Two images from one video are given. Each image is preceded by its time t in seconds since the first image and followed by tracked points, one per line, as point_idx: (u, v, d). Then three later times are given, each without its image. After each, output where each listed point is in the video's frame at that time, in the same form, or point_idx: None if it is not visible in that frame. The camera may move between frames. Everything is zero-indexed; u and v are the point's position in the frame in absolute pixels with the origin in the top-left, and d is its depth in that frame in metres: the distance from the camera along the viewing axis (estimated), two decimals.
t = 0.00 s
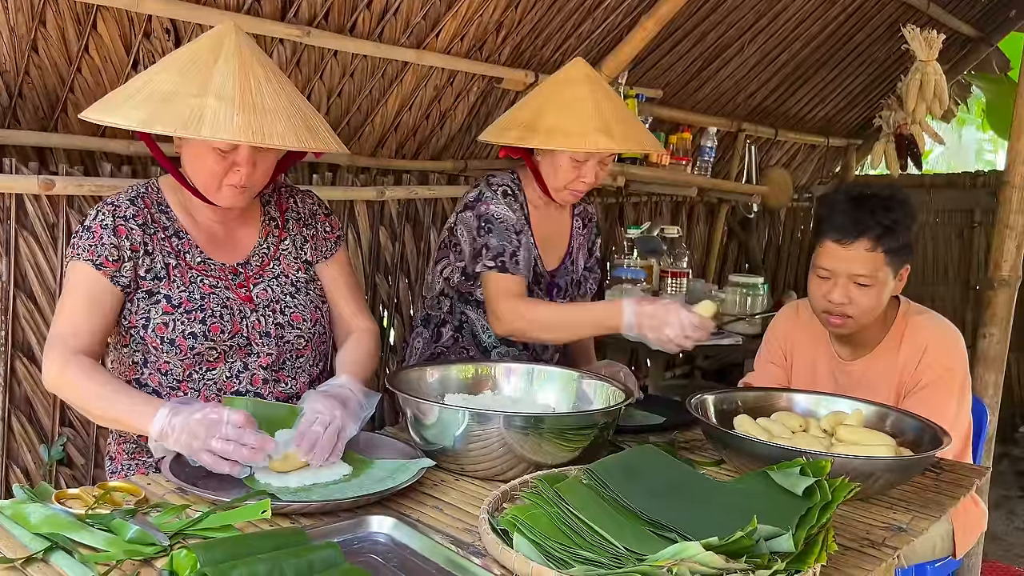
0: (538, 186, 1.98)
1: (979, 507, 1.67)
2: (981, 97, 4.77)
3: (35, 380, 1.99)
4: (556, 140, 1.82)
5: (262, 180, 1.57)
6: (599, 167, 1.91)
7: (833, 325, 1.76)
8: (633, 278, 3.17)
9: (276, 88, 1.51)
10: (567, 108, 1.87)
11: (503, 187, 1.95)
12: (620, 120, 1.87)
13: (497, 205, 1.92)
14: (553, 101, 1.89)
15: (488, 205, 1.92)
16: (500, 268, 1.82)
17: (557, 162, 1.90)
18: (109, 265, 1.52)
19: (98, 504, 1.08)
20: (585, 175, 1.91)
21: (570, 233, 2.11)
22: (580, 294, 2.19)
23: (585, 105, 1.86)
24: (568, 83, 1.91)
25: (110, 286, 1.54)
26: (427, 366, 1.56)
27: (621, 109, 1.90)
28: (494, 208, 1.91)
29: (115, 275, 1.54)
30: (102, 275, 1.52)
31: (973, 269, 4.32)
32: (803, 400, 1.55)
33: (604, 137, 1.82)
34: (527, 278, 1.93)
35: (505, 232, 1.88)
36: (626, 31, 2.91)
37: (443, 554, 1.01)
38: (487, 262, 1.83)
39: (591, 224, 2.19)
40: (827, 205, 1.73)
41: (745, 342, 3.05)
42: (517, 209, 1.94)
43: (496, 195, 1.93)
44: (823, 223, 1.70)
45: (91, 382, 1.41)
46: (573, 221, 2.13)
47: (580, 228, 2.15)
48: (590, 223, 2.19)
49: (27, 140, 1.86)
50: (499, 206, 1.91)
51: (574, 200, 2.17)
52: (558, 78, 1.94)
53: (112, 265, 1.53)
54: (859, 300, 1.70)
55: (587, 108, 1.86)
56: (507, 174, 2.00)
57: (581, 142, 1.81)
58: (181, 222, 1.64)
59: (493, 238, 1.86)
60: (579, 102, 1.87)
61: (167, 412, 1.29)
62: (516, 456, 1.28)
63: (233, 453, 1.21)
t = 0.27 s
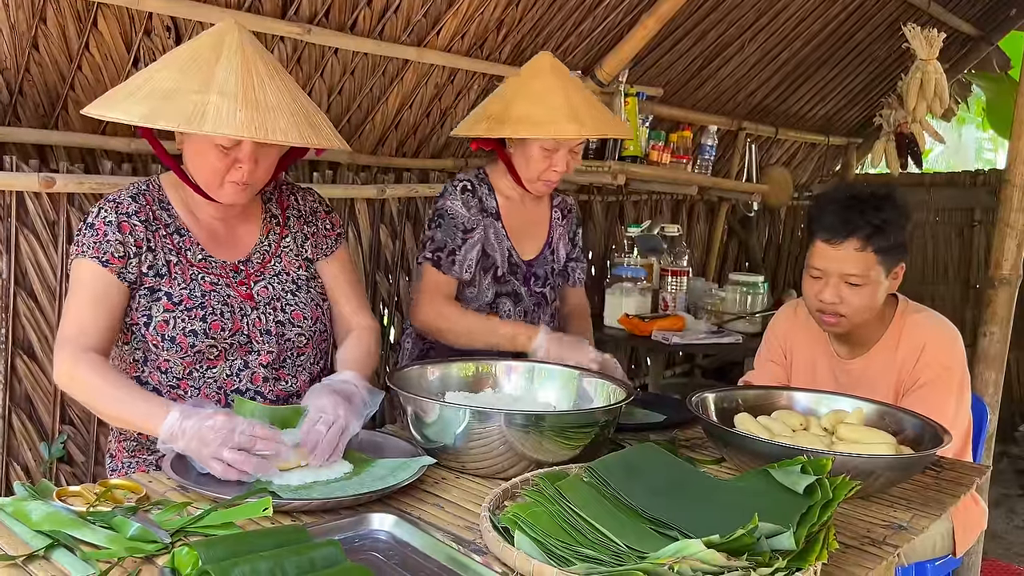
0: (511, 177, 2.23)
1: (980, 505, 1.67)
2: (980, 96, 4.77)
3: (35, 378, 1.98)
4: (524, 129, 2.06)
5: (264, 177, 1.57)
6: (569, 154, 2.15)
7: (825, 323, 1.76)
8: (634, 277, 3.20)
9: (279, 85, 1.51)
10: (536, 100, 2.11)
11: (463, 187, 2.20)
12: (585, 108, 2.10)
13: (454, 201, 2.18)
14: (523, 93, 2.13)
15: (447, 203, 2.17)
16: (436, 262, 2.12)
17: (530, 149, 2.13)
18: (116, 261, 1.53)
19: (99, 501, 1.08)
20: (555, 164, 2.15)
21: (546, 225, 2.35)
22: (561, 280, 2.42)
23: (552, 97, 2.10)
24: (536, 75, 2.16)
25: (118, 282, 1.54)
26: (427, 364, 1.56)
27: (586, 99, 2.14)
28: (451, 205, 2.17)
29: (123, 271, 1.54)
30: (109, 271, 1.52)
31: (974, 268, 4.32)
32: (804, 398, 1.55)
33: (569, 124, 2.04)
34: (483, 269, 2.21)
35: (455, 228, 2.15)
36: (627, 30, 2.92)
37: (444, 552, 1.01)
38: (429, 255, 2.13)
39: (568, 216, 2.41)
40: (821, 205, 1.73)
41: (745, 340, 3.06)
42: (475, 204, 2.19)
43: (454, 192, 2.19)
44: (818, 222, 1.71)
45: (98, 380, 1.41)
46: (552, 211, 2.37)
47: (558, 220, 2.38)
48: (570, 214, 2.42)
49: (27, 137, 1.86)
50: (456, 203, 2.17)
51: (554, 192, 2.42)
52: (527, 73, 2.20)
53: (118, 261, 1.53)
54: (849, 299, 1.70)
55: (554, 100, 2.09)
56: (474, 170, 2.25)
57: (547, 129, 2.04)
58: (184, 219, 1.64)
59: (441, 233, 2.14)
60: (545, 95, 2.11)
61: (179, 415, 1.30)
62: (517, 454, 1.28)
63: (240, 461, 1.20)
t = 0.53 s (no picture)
0: (493, 175, 2.24)
1: (979, 505, 1.67)
2: (979, 95, 4.78)
3: (34, 376, 1.98)
4: (502, 128, 2.08)
5: (264, 177, 1.57)
6: (551, 150, 2.16)
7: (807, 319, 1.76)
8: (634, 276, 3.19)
9: (279, 86, 1.51)
10: (515, 98, 2.13)
11: (447, 187, 2.20)
12: (564, 104, 2.12)
13: (440, 203, 2.18)
14: (502, 91, 2.15)
15: (432, 206, 2.18)
16: (428, 266, 2.14)
17: (511, 148, 2.15)
18: (115, 261, 1.53)
19: (99, 500, 1.08)
20: (537, 161, 2.16)
21: (534, 220, 2.35)
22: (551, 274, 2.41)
23: (529, 95, 2.12)
24: (514, 73, 2.18)
25: (117, 281, 1.54)
26: (427, 363, 1.56)
27: (565, 94, 2.16)
28: (437, 207, 2.18)
29: (122, 271, 1.54)
30: (108, 271, 1.52)
31: (973, 267, 4.32)
32: (803, 398, 1.55)
33: (548, 121, 2.07)
34: (473, 268, 2.21)
35: (443, 230, 2.17)
36: (626, 29, 2.92)
37: (444, 552, 1.01)
38: (418, 259, 2.15)
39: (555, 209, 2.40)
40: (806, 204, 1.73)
41: (744, 339, 3.06)
42: (460, 205, 2.20)
43: (439, 194, 2.20)
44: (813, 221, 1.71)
45: (99, 380, 1.40)
46: (538, 207, 2.36)
47: (546, 214, 2.38)
48: (557, 208, 2.41)
49: (26, 136, 1.86)
50: (439, 205, 2.17)
51: (538, 187, 2.41)
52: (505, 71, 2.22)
53: (117, 260, 1.53)
54: (821, 297, 1.71)
55: (532, 98, 2.12)
56: (458, 171, 2.26)
57: (526, 127, 2.06)
58: (182, 219, 1.64)
59: (429, 236, 2.16)
60: (523, 93, 2.13)
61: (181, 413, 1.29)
62: (516, 453, 1.28)
63: (240, 463, 1.20)
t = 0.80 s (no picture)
0: (489, 174, 2.24)
1: (976, 503, 1.68)
2: (977, 94, 4.78)
3: (33, 375, 1.98)
4: (495, 128, 2.08)
5: (271, 179, 1.57)
6: (545, 149, 2.16)
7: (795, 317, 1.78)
8: (631, 274, 3.22)
9: (289, 90, 1.51)
10: (508, 98, 2.13)
11: (443, 187, 2.21)
12: (557, 104, 2.13)
13: (437, 203, 2.19)
14: (495, 91, 2.15)
15: (429, 206, 2.19)
16: (428, 266, 2.15)
17: (505, 148, 2.15)
18: (113, 261, 1.52)
19: (97, 498, 1.08)
20: (531, 160, 2.16)
21: (530, 218, 2.34)
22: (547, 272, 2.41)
23: (522, 96, 2.13)
24: (508, 72, 2.19)
25: (114, 282, 1.54)
26: (425, 361, 1.56)
27: (558, 94, 2.17)
28: (433, 207, 2.18)
29: (120, 272, 1.54)
30: (106, 271, 1.52)
31: (971, 266, 4.33)
32: (802, 396, 1.55)
33: (541, 121, 2.07)
34: (470, 267, 2.21)
35: (440, 229, 2.17)
36: (625, 27, 2.92)
37: (442, 549, 1.01)
38: (418, 259, 2.15)
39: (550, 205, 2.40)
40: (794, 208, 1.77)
41: (743, 338, 3.06)
42: (456, 204, 2.20)
43: (435, 193, 2.20)
44: (808, 220, 1.71)
45: (96, 379, 1.41)
46: (533, 204, 2.36)
47: (541, 211, 2.38)
48: (552, 205, 2.40)
49: (25, 134, 1.86)
50: (436, 206, 2.18)
51: (533, 184, 2.41)
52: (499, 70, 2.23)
53: (116, 260, 1.53)
54: (807, 297, 1.72)
55: (524, 98, 2.13)
56: (453, 170, 2.26)
57: (519, 127, 2.06)
58: (185, 219, 1.64)
59: (427, 236, 2.16)
60: (516, 93, 2.14)
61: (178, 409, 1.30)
62: (515, 451, 1.29)
63: (237, 458, 1.20)
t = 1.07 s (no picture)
0: (486, 173, 2.23)
1: (973, 502, 1.68)
2: (975, 93, 4.78)
3: (29, 374, 1.98)
4: (492, 129, 2.08)
5: (279, 184, 1.57)
6: (542, 150, 2.17)
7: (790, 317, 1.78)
8: (630, 273, 3.24)
9: (304, 98, 1.51)
10: (505, 98, 2.13)
11: (438, 187, 2.21)
12: (553, 104, 2.13)
13: (431, 204, 2.19)
14: (492, 91, 2.15)
15: (423, 206, 2.19)
16: (419, 266, 2.14)
17: (504, 148, 2.15)
18: (116, 261, 1.52)
19: (94, 499, 1.08)
20: (528, 160, 2.16)
21: (528, 218, 2.34)
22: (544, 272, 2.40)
23: (519, 95, 2.13)
24: (506, 72, 2.19)
25: (117, 282, 1.53)
26: (423, 360, 1.55)
27: (554, 93, 2.17)
28: (427, 207, 2.18)
29: (122, 272, 1.53)
30: (108, 271, 1.51)
31: (969, 265, 4.33)
32: (799, 396, 1.55)
33: (537, 122, 2.07)
34: (465, 268, 2.21)
35: (433, 230, 2.17)
36: (623, 26, 2.92)
37: (439, 549, 1.01)
38: (411, 260, 2.15)
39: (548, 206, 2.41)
40: (789, 208, 1.77)
41: (741, 337, 3.06)
42: (451, 205, 2.20)
43: (430, 194, 2.21)
44: (804, 218, 1.71)
45: (95, 380, 1.41)
46: (530, 203, 2.36)
47: (539, 210, 2.38)
48: (550, 205, 2.40)
49: (21, 134, 1.85)
50: (431, 207, 2.18)
51: (531, 184, 2.41)
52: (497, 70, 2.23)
53: (119, 261, 1.52)
54: (802, 296, 1.72)
55: (522, 97, 2.13)
56: (450, 171, 2.26)
57: (516, 128, 2.06)
58: (190, 219, 1.63)
59: (420, 236, 2.16)
60: (513, 93, 2.14)
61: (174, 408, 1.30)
62: (513, 451, 1.28)
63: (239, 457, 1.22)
